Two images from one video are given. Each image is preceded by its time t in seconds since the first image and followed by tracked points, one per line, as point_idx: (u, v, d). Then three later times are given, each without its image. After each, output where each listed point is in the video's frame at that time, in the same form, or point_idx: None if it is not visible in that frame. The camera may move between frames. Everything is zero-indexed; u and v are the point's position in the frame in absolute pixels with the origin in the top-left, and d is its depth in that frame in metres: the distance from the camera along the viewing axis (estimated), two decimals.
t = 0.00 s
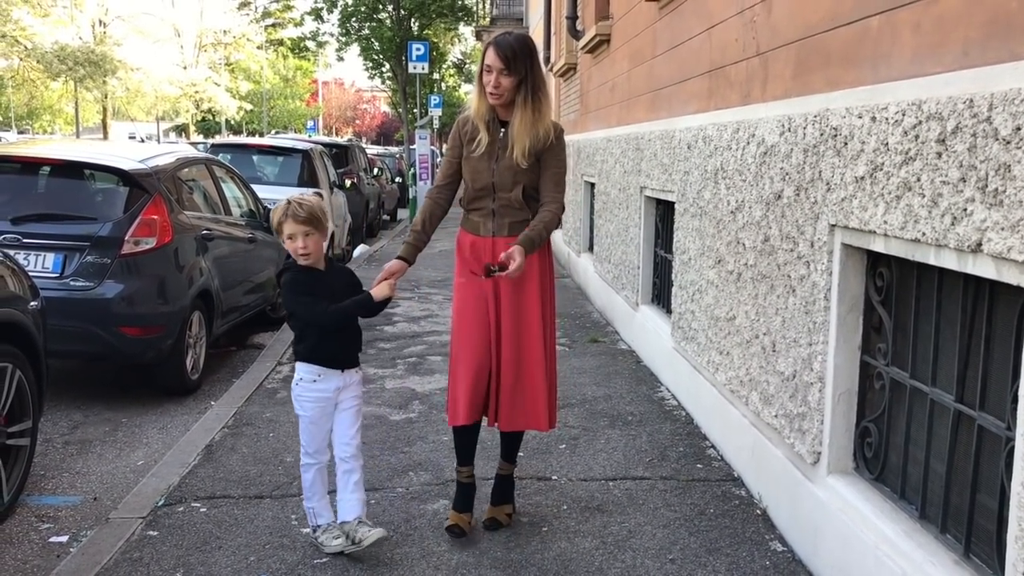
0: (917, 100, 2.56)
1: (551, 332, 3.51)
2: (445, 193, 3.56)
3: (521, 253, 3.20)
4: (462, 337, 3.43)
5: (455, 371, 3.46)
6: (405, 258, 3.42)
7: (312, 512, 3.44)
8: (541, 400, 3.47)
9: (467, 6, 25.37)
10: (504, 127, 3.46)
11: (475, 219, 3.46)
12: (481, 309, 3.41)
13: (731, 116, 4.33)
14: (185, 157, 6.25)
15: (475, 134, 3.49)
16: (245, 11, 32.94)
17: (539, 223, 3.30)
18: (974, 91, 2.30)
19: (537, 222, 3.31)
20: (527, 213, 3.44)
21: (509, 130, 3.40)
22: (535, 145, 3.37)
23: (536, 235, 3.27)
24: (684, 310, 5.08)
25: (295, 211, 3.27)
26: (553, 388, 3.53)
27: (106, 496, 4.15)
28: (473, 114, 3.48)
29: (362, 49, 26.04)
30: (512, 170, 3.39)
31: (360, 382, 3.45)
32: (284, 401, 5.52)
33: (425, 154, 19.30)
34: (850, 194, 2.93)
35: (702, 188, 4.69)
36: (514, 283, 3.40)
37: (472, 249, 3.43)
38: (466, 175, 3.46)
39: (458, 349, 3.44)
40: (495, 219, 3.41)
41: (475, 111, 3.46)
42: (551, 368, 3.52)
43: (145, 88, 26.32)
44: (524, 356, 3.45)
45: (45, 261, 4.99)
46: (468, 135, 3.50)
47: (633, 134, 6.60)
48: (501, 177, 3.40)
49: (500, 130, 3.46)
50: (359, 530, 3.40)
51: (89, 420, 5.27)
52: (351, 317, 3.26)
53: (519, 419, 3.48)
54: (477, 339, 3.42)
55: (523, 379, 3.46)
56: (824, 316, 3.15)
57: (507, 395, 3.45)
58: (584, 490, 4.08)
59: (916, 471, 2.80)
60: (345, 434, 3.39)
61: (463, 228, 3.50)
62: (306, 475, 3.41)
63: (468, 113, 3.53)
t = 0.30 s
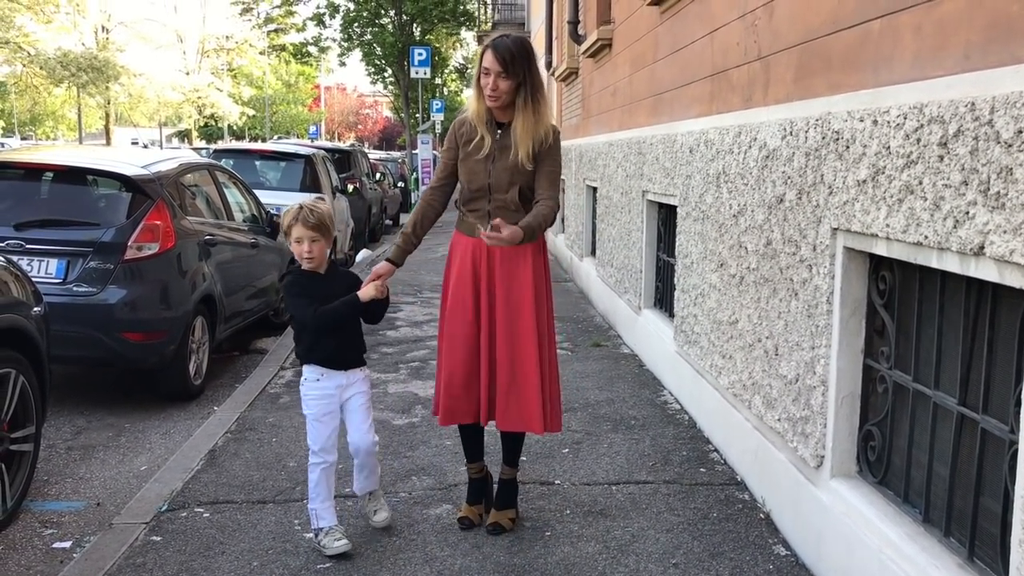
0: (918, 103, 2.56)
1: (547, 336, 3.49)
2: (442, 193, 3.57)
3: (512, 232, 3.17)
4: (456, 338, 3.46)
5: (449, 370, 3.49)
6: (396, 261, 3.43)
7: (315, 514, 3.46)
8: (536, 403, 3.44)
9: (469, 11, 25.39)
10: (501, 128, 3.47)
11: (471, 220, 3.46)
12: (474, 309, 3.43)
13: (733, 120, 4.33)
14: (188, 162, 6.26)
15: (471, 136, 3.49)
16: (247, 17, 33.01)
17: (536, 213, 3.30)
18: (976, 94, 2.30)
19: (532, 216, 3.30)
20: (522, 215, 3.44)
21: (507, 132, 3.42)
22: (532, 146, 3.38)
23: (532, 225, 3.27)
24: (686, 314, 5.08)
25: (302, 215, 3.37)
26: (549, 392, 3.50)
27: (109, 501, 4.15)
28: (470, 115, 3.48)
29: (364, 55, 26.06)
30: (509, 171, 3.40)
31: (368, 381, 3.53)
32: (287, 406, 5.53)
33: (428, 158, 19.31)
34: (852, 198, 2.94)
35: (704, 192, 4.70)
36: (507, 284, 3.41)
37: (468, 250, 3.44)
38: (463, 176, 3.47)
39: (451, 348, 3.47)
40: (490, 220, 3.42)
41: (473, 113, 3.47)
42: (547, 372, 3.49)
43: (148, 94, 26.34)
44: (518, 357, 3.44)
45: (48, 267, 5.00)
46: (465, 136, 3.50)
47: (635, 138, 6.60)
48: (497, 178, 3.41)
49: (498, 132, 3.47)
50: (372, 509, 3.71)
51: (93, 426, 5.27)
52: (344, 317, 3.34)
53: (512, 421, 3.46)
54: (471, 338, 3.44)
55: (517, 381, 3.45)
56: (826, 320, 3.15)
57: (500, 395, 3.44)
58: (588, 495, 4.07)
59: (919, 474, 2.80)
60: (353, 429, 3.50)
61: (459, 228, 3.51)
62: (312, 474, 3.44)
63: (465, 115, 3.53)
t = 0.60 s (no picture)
0: (919, 101, 2.56)
1: (540, 341, 3.46)
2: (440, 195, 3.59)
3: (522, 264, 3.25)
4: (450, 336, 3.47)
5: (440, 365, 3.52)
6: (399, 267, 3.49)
7: (319, 497, 3.58)
8: (522, 406, 3.43)
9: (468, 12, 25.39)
10: (496, 127, 3.47)
11: (467, 220, 3.46)
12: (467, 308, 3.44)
13: (733, 119, 4.33)
14: (188, 165, 6.25)
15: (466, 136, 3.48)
16: (246, 19, 33.04)
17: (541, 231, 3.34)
18: (976, 92, 2.29)
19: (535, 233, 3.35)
20: (520, 215, 3.43)
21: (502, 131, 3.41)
22: (526, 145, 3.37)
23: (537, 242, 3.31)
24: (687, 314, 5.08)
25: (338, 214, 3.56)
26: (540, 397, 3.47)
27: (111, 505, 4.15)
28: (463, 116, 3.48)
29: (364, 57, 26.06)
30: (504, 171, 3.39)
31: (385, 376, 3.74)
32: (288, 408, 5.52)
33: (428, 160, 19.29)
34: (853, 196, 2.93)
35: (704, 191, 4.69)
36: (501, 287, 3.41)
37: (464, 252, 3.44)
38: (459, 176, 3.47)
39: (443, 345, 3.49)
40: (487, 221, 3.42)
41: (466, 113, 3.46)
42: (539, 376, 3.46)
43: (148, 97, 26.37)
44: (509, 359, 3.44)
45: (48, 271, 5.00)
46: (459, 137, 3.50)
47: (635, 138, 6.60)
48: (493, 178, 3.40)
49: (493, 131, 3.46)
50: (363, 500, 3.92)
51: (94, 429, 5.27)
52: (353, 316, 3.54)
53: (499, 421, 3.47)
54: (463, 336, 3.46)
55: (506, 382, 3.45)
56: (828, 318, 3.15)
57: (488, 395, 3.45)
58: (589, 495, 4.07)
59: (922, 473, 2.80)
60: (365, 422, 3.72)
61: (455, 228, 3.51)
62: (322, 459, 3.61)
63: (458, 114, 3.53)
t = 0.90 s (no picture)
0: (919, 96, 2.56)
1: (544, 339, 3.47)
2: (438, 193, 3.56)
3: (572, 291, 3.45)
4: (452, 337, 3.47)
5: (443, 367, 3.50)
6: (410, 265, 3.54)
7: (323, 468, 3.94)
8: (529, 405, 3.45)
9: (468, 10, 25.37)
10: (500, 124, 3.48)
11: (471, 219, 3.44)
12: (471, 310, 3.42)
13: (733, 116, 4.32)
14: (188, 165, 6.25)
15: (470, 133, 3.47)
16: (245, 19, 33.03)
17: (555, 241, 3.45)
18: (976, 87, 2.29)
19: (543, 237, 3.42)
20: (525, 214, 3.44)
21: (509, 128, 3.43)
22: (534, 143, 3.40)
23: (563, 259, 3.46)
24: (689, 311, 5.07)
25: (358, 207, 3.74)
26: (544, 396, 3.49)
27: (114, 505, 4.15)
28: (466, 113, 3.47)
29: (364, 56, 26.05)
30: (510, 169, 3.41)
31: (394, 365, 3.86)
32: (290, 408, 5.52)
33: (428, 159, 19.28)
34: (854, 192, 2.93)
35: (705, 188, 4.69)
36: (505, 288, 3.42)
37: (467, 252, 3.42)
38: (461, 175, 3.45)
39: (446, 348, 3.47)
40: (493, 220, 3.41)
41: (470, 110, 3.45)
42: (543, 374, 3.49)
43: (148, 98, 26.37)
44: (513, 358, 3.45)
45: (50, 271, 5.00)
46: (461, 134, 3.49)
47: (636, 136, 6.59)
48: (499, 177, 3.41)
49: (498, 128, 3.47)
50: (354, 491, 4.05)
51: (96, 430, 5.28)
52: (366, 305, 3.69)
53: (504, 421, 3.48)
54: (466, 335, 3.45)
55: (512, 382, 3.47)
56: (830, 314, 3.15)
57: (494, 395, 3.46)
58: (592, 493, 4.07)
59: (924, 468, 2.79)
60: (372, 410, 3.85)
61: (457, 227, 3.49)
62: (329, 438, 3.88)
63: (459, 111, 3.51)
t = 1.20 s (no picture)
0: (920, 98, 2.56)
1: (546, 339, 3.49)
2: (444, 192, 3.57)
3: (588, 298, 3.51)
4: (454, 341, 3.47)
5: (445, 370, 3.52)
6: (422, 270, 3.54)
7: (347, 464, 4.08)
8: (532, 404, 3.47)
9: (470, 13, 25.40)
10: (508, 126, 3.48)
11: (472, 220, 3.46)
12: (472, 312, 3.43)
13: (735, 118, 4.33)
14: (191, 168, 6.27)
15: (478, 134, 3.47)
16: (247, 22, 33.09)
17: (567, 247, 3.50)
18: (978, 89, 2.29)
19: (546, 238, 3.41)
20: (526, 217, 3.43)
21: (517, 130, 3.44)
22: (540, 146, 3.40)
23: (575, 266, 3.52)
24: (691, 313, 5.08)
25: (356, 206, 3.76)
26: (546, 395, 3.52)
27: (117, 507, 4.16)
28: (474, 114, 3.47)
29: (366, 58, 26.07)
30: (512, 171, 3.41)
31: (393, 363, 3.89)
32: (293, 410, 5.53)
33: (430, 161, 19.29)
34: (856, 194, 2.93)
35: (707, 190, 4.70)
36: (506, 289, 3.43)
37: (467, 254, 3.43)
38: (465, 175, 3.46)
39: (448, 351, 3.49)
40: (492, 222, 3.41)
41: (478, 110, 3.46)
42: (546, 373, 3.51)
43: (150, 100, 26.43)
44: (516, 359, 3.47)
45: (53, 274, 5.00)
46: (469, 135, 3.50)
47: (637, 138, 6.60)
48: (501, 179, 3.41)
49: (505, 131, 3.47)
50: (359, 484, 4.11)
51: (100, 432, 5.29)
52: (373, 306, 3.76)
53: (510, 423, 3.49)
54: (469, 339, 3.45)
55: (515, 383, 3.47)
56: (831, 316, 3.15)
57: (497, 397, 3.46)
58: (594, 494, 4.07)
59: (927, 470, 2.80)
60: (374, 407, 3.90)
61: (459, 227, 3.51)
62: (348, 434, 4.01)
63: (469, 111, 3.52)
